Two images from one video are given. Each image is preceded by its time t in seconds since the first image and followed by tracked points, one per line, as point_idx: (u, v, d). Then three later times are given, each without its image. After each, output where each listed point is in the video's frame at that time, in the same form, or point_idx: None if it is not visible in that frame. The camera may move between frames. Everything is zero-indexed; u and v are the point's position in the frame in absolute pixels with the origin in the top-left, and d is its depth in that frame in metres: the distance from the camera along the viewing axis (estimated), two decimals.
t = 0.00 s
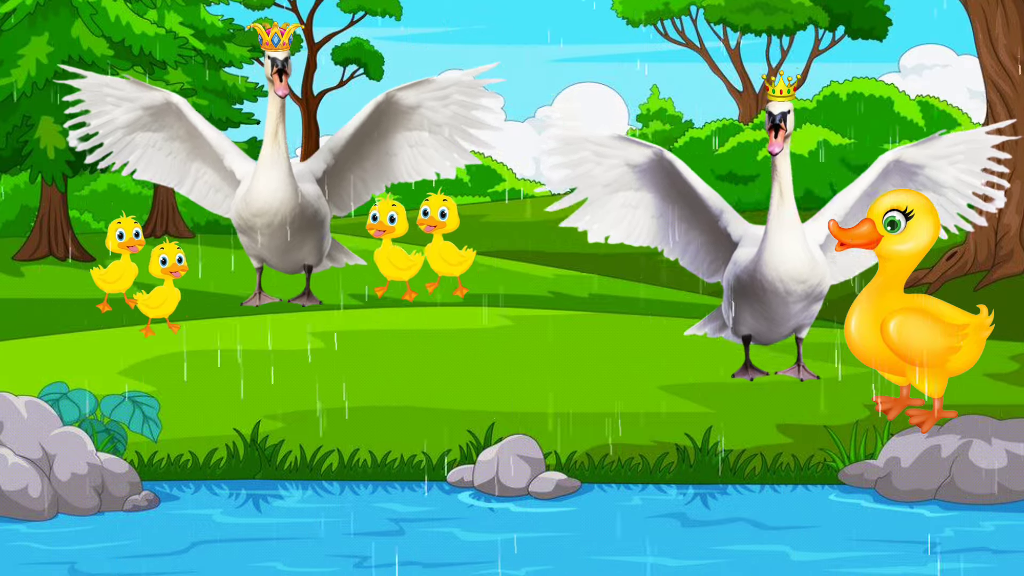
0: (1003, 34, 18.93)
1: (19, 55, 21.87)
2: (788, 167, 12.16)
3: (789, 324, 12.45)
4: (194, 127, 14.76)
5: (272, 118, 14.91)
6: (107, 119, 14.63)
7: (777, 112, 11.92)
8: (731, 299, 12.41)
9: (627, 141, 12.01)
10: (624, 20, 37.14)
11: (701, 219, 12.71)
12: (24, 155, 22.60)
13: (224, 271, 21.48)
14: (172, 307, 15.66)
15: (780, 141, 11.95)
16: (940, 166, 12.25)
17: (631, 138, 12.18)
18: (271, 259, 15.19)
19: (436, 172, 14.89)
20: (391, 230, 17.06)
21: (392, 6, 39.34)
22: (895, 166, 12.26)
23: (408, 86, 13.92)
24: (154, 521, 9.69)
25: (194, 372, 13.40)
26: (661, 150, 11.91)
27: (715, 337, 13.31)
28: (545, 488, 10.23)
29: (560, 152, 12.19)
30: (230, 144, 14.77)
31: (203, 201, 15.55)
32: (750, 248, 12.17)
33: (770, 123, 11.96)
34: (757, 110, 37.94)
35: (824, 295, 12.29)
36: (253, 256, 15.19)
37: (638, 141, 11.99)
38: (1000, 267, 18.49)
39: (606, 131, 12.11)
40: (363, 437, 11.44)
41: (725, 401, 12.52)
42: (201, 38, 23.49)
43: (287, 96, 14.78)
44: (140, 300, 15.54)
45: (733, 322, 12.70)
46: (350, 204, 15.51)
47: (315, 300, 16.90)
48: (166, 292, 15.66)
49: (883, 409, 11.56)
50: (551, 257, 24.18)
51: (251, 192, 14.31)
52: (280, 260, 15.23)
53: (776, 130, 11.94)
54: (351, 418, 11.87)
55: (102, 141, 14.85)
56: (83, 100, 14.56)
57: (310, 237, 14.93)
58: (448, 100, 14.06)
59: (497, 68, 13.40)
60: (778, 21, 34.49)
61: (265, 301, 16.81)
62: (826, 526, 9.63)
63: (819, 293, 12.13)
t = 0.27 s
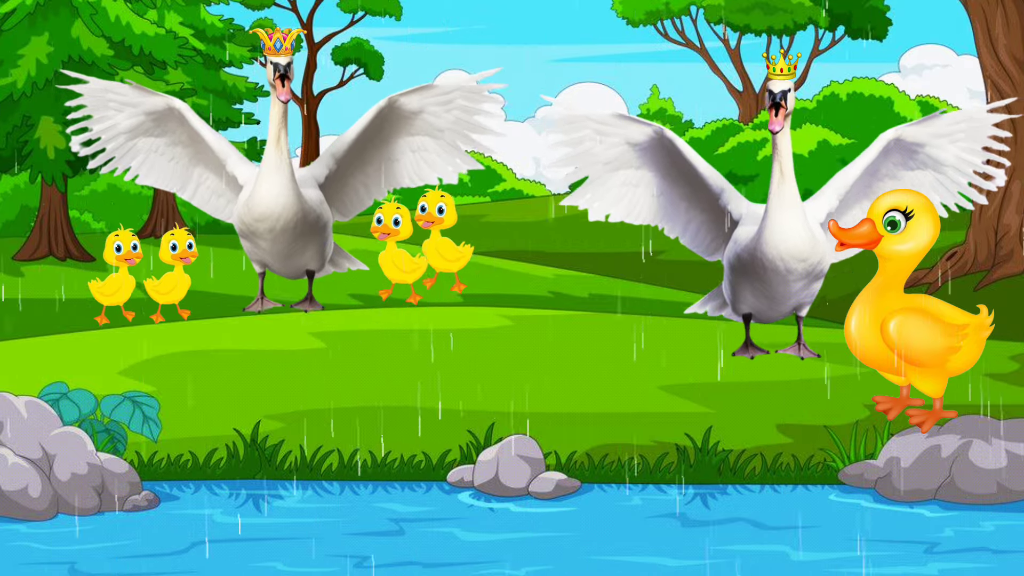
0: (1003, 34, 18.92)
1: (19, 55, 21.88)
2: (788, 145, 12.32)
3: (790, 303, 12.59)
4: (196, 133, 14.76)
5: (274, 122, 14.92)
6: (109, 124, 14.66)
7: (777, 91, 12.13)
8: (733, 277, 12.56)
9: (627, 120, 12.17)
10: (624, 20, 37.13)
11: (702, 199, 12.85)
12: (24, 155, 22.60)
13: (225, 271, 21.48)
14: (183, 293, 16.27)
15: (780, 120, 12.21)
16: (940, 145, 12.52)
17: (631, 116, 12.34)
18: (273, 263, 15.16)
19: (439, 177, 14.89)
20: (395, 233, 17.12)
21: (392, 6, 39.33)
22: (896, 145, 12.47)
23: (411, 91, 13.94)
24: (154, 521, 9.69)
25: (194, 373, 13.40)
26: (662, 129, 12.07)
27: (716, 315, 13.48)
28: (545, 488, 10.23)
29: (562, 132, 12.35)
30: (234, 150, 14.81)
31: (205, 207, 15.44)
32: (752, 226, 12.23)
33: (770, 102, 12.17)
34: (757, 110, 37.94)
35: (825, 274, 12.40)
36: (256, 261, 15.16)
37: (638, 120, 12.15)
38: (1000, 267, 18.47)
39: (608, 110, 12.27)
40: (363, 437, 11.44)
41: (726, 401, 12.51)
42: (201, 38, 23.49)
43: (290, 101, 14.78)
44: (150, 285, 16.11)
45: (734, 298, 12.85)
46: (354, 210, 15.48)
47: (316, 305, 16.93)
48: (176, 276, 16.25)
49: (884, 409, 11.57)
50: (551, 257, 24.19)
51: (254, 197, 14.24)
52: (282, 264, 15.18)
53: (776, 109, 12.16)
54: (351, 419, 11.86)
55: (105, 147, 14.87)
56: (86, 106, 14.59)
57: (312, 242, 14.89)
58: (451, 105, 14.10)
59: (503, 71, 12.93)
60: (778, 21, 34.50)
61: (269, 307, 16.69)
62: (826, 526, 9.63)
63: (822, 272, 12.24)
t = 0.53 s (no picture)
0: (1003, 34, 18.92)
1: (19, 55, 21.87)
2: (789, 166, 12.20)
3: (790, 323, 12.46)
4: (192, 135, 14.76)
5: (270, 124, 14.95)
6: (105, 126, 14.65)
7: (778, 112, 11.95)
8: (733, 299, 12.43)
9: (628, 140, 12.03)
10: (624, 20, 37.11)
11: (702, 220, 12.69)
12: (24, 155, 22.60)
13: (225, 271, 21.48)
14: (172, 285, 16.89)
15: (782, 141, 12.00)
16: (940, 166, 12.27)
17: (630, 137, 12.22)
18: (269, 266, 15.11)
19: (435, 180, 14.86)
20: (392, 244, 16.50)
21: (392, 6, 39.32)
22: (896, 166, 12.27)
23: (406, 93, 13.94)
24: (154, 521, 9.69)
25: (194, 373, 13.40)
26: (662, 150, 11.95)
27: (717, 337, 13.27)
28: (545, 488, 10.23)
29: (563, 152, 12.21)
30: (227, 150, 14.84)
31: (201, 209, 15.48)
32: (752, 247, 12.14)
33: (771, 123, 12.00)
34: (757, 110, 37.94)
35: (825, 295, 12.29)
36: (251, 263, 15.12)
37: (638, 140, 12.02)
38: (1000, 267, 18.53)
39: (608, 130, 12.14)
40: (363, 437, 11.44)
41: (726, 402, 12.51)
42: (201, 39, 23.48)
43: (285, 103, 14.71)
44: (139, 277, 16.73)
45: (735, 320, 12.71)
46: (348, 211, 15.40)
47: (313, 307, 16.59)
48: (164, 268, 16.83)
49: (884, 409, 11.66)
50: (551, 257, 24.19)
51: (249, 200, 14.31)
52: (278, 268, 15.15)
53: (777, 130, 11.98)
54: (351, 419, 11.86)
55: (100, 149, 14.85)
56: (81, 107, 14.58)
57: (308, 244, 14.87)
58: (446, 107, 14.10)
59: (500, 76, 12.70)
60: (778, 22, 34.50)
61: (263, 310, 16.29)
62: (826, 526, 9.64)
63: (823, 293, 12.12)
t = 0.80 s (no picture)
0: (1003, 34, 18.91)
1: (19, 55, 21.87)
2: (792, 164, 12.20)
3: (793, 322, 12.44)
4: (202, 150, 14.72)
5: (280, 139, 14.90)
6: (116, 141, 14.66)
7: (781, 110, 11.98)
8: (736, 298, 12.45)
9: (631, 140, 12.02)
10: (624, 20, 37.12)
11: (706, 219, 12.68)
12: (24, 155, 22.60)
13: (225, 271, 21.48)
14: (178, 291, 16.74)
15: (783, 139, 12.03)
16: (944, 164, 12.29)
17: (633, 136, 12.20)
18: (280, 281, 15.06)
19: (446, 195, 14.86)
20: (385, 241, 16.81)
21: (392, 6, 39.32)
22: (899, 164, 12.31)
23: (418, 108, 13.94)
24: (154, 521, 9.69)
25: (194, 373, 13.40)
26: (665, 148, 11.93)
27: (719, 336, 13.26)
28: (545, 488, 10.23)
29: (566, 151, 12.21)
30: (238, 165, 14.76)
31: (212, 223, 15.46)
32: (755, 245, 12.13)
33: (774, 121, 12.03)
34: (757, 110, 37.96)
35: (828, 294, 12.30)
36: (262, 279, 15.08)
37: (641, 139, 12.00)
38: (1000, 267, 18.48)
39: (611, 129, 12.13)
40: (363, 437, 11.44)
41: (726, 402, 12.51)
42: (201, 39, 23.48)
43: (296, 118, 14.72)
44: (145, 284, 16.66)
45: (737, 320, 12.72)
46: (358, 226, 15.49)
47: (325, 321, 15.99)
48: (170, 274, 16.72)
49: (883, 409, 11.57)
50: (551, 257, 24.19)
51: (260, 215, 14.28)
52: (289, 282, 15.09)
53: (780, 129, 12.01)
54: (352, 419, 11.86)
55: (112, 164, 14.87)
56: (93, 122, 14.61)
57: (318, 260, 14.83)
58: (457, 122, 14.12)
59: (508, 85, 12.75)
60: (778, 22, 34.52)
61: (275, 324, 15.86)
62: (826, 526, 9.64)
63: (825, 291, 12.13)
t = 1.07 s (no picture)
0: (1003, 34, 18.93)
1: (19, 55, 21.87)
2: (791, 169, 12.18)
3: (793, 327, 12.41)
4: (193, 141, 14.72)
5: (273, 130, 14.90)
6: (107, 133, 14.67)
7: (780, 115, 11.99)
8: (734, 302, 12.43)
9: (631, 144, 12.06)
10: (624, 20, 37.11)
11: (705, 226, 12.70)
12: (24, 155, 22.59)
13: (225, 271, 21.47)
14: (184, 290, 16.57)
15: (782, 144, 12.10)
16: (942, 168, 12.27)
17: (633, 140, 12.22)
18: (272, 271, 15.04)
19: (436, 185, 14.96)
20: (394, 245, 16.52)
21: (392, 6, 39.31)
22: (898, 169, 12.22)
23: (410, 99, 13.97)
24: (154, 521, 9.69)
25: (193, 373, 13.40)
26: (664, 153, 11.95)
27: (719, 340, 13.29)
28: (545, 488, 10.23)
29: (565, 156, 12.19)
30: (230, 156, 14.77)
31: (203, 215, 15.52)
32: (754, 250, 12.09)
33: (773, 126, 12.05)
34: (757, 110, 37.96)
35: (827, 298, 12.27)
36: (253, 269, 15.04)
37: (641, 144, 12.04)
38: (999, 267, 18.56)
39: (610, 133, 12.13)
40: (363, 437, 11.44)
41: (726, 401, 12.51)
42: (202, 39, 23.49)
43: (287, 109, 14.72)
44: (150, 282, 16.42)
45: (736, 323, 12.71)
46: (351, 218, 15.45)
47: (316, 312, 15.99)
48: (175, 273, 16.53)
49: (884, 409, 11.65)
50: (551, 257, 24.19)
51: (251, 206, 14.16)
52: (280, 272, 15.07)
53: (779, 134, 12.04)
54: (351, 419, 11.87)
55: (103, 155, 14.88)
56: (84, 112, 14.59)
57: (309, 250, 14.77)
58: (449, 113, 14.18)
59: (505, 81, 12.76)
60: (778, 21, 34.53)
61: (266, 316, 15.98)
62: (827, 526, 9.63)
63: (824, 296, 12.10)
